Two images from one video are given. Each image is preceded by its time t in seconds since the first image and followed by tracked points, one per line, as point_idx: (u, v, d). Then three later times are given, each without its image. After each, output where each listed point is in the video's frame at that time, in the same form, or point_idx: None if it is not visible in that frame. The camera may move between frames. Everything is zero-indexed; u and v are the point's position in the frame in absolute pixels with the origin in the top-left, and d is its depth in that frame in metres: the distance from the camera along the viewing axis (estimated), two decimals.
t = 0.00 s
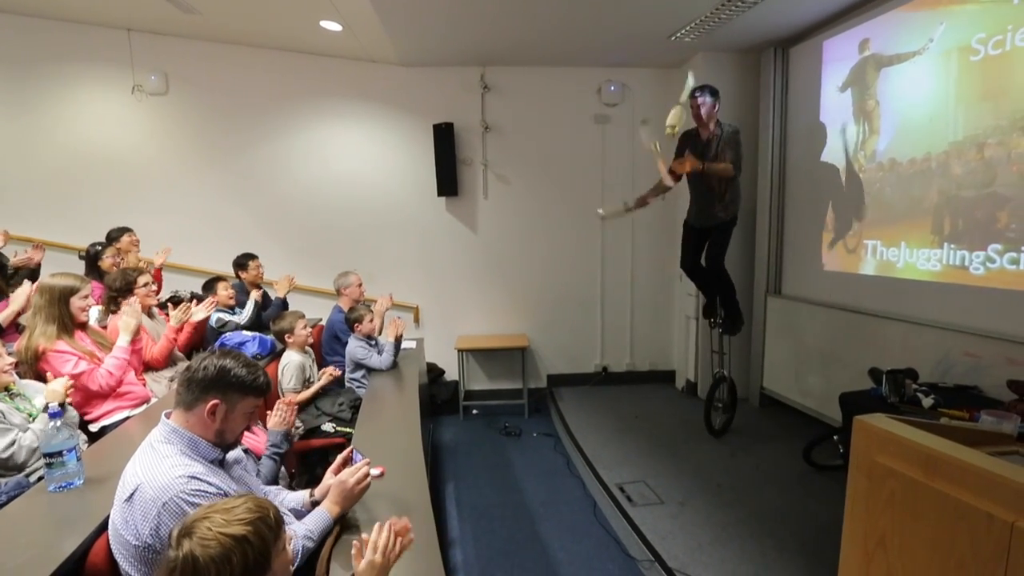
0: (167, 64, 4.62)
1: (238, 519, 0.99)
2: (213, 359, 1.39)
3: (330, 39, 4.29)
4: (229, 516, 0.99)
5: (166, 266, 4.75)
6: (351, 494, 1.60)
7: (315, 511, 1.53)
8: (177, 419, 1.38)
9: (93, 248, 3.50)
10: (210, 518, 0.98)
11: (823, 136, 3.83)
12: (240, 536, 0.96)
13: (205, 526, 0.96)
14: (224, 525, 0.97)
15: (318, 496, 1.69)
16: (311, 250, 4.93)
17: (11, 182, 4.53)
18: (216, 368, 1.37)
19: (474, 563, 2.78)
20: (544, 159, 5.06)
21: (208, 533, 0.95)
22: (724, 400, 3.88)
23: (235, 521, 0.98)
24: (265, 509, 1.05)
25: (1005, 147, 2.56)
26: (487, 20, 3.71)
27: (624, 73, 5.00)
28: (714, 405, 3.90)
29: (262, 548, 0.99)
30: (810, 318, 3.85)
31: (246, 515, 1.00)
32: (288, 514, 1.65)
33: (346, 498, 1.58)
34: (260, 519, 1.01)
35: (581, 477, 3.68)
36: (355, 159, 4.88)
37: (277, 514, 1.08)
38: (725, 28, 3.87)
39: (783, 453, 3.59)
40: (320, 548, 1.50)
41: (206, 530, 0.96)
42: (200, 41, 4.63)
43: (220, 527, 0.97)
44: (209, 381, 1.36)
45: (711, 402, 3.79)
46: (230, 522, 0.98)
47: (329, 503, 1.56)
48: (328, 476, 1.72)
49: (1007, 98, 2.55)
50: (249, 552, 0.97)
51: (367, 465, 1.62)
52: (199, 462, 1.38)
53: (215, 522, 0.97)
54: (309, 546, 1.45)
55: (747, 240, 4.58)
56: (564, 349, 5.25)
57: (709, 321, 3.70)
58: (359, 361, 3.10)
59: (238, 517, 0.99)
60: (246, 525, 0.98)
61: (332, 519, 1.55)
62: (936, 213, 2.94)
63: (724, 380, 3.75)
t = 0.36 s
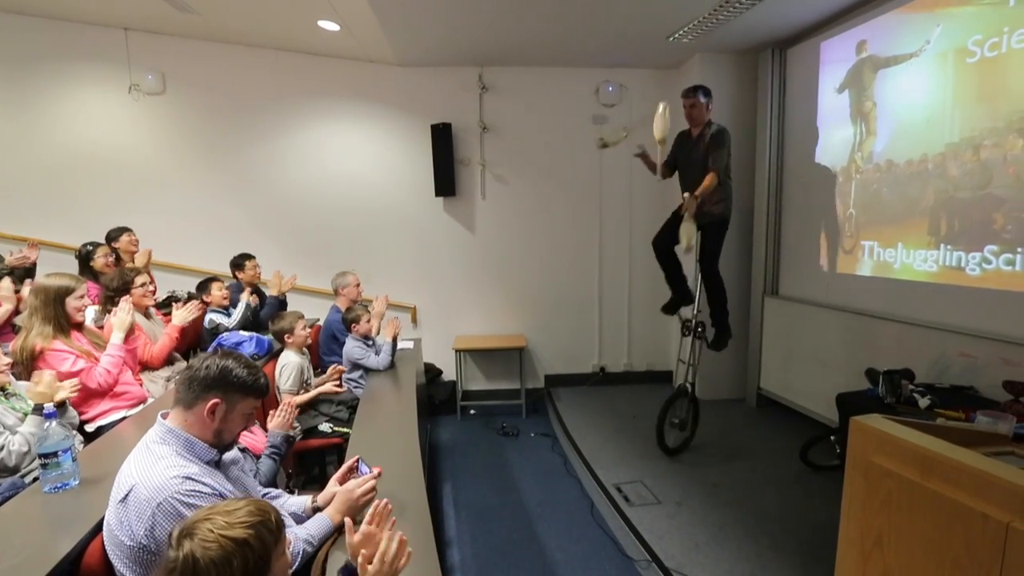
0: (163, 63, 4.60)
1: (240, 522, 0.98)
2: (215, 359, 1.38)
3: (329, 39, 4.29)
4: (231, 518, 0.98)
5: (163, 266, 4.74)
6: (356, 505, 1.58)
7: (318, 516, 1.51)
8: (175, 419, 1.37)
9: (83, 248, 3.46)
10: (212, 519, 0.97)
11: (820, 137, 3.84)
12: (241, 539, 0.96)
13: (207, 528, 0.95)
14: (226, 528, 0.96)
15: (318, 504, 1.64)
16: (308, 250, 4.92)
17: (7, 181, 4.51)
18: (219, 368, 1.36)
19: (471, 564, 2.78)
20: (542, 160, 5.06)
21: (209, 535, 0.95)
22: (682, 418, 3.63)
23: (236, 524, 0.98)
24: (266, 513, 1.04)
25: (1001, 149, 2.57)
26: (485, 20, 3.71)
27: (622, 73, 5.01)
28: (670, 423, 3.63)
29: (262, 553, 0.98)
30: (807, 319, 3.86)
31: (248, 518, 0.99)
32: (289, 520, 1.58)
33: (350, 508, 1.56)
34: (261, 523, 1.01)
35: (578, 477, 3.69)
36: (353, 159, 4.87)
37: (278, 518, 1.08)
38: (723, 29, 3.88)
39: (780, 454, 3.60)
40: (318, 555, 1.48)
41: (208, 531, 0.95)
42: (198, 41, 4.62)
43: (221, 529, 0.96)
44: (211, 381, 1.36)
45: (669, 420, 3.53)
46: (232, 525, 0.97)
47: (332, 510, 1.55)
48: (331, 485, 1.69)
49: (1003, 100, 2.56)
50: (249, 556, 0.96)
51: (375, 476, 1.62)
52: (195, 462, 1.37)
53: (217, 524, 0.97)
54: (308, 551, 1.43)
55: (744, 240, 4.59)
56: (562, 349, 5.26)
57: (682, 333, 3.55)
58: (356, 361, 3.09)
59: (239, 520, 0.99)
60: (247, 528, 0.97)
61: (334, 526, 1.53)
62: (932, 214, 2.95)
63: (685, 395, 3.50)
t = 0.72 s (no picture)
0: (165, 63, 4.61)
1: (245, 513, 0.98)
2: (224, 363, 1.38)
3: (329, 39, 4.29)
4: (236, 510, 0.98)
5: (164, 265, 4.75)
6: (360, 509, 1.57)
7: (321, 517, 1.50)
8: (178, 419, 1.37)
9: (82, 248, 3.45)
10: (217, 511, 0.97)
11: (821, 137, 3.83)
12: (247, 529, 0.96)
13: (213, 518, 0.95)
14: (231, 518, 0.96)
15: (321, 503, 1.63)
16: (309, 250, 4.93)
17: (9, 180, 4.52)
18: (226, 371, 1.36)
19: (472, 564, 2.78)
20: (543, 160, 5.06)
21: (215, 525, 0.94)
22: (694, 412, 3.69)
23: (242, 515, 0.98)
24: (269, 506, 1.04)
25: (1002, 149, 2.57)
26: (486, 20, 3.70)
27: (623, 74, 5.01)
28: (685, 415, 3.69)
29: (267, 544, 0.99)
30: (807, 319, 3.86)
31: (253, 510, 0.99)
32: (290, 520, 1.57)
33: (353, 513, 1.55)
34: (265, 515, 1.01)
35: (579, 477, 3.69)
36: (354, 159, 4.87)
37: (280, 513, 1.08)
38: (724, 30, 3.88)
39: (780, 454, 3.59)
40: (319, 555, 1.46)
41: (214, 522, 0.95)
42: (200, 40, 4.63)
43: (226, 520, 0.96)
44: (218, 385, 1.35)
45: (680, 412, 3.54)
46: (238, 515, 0.97)
47: (335, 512, 1.54)
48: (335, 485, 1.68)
49: (1004, 101, 2.55)
50: (254, 547, 0.96)
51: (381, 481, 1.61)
52: (196, 462, 1.37)
53: (223, 514, 0.97)
54: (311, 550, 1.42)
55: (745, 241, 4.58)
56: (563, 349, 5.26)
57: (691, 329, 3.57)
58: (357, 361, 3.09)
59: (244, 511, 0.99)
60: (252, 519, 0.98)
61: (337, 529, 1.51)
62: (933, 214, 2.95)
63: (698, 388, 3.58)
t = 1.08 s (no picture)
0: (173, 62, 4.63)
1: (255, 505, 0.99)
2: (238, 363, 1.39)
3: (336, 37, 4.29)
4: (246, 502, 0.99)
5: (174, 263, 4.78)
6: (370, 506, 1.57)
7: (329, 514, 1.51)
8: (190, 416, 1.38)
9: (97, 245, 3.51)
10: (228, 504, 0.98)
11: (831, 135, 3.80)
12: (257, 519, 0.97)
13: (224, 511, 0.97)
14: (242, 510, 0.98)
15: (330, 499, 1.64)
16: (317, 248, 4.95)
17: (22, 179, 4.56)
18: (239, 371, 1.37)
19: (479, 561, 2.79)
20: (550, 157, 5.06)
21: (226, 517, 0.96)
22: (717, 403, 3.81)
23: (252, 507, 0.99)
24: (279, 499, 1.05)
25: (1014, 147, 2.54)
26: (493, 18, 3.70)
27: (630, 71, 4.99)
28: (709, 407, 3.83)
29: (277, 536, 1.00)
30: (816, 318, 3.83)
31: (263, 502, 1.00)
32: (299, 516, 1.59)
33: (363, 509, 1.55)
34: (275, 507, 1.02)
35: (586, 475, 3.69)
36: (361, 157, 4.89)
37: (290, 506, 1.08)
38: (732, 27, 3.85)
39: (789, 453, 3.58)
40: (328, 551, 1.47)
41: (225, 515, 0.96)
42: (207, 39, 4.65)
43: (237, 513, 0.97)
44: (230, 385, 1.36)
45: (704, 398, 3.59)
46: (248, 507, 0.98)
47: (345, 508, 1.54)
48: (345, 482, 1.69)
49: (1016, 98, 2.53)
50: (265, 538, 0.97)
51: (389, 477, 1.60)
52: (207, 458, 1.37)
53: (233, 507, 0.98)
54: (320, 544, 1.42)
55: (753, 239, 4.56)
56: (570, 347, 5.26)
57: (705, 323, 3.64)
58: (364, 358, 3.11)
59: (254, 502, 1.00)
60: (262, 511, 0.99)
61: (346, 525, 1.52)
62: (944, 212, 2.92)
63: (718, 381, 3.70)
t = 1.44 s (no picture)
0: (193, 61, 4.69)
1: (294, 494, 1.01)
2: (261, 356, 1.40)
3: (352, 34, 4.32)
4: (286, 489, 1.01)
5: (195, 260, 4.86)
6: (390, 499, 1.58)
7: (351, 508, 1.51)
8: (214, 409, 1.40)
9: (121, 243, 3.56)
10: (269, 488, 1.00)
11: (852, 128, 3.74)
12: (295, 508, 0.99)
13: (265, 495, 0.99)
14: (282, 495, 0.99)
15: (350, 494, 1.65)
16: (334, 244, 4.99)
17: (48, 177, 4.66)
18: (262, 365, 1.39)
19: (495, 557, 2.80)
20: (566, 153, 5.04)
21: (267, 501, 0.98)
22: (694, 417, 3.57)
23: (291, 495, 1.01)
24: (314, 493, 1.07)
25: None
26: (509, 14, 3.69)
27: (647, 66, 4.95)
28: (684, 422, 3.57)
29: (309, 527, 1.01)
30: (836, 315, 3.78)
31: (301, 493, 1.02)
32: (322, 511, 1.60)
33: (382, 504, 1.55)
34: (312, 500, 1.03)
35: (602, 471, 3.68)
36: (377, 154, 4.91)
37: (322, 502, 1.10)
38: (751, 20, 3.80)
39: (808, 452, 3.54)
40: (350, 545, 1.49)
41: (265, 498, 0.98)
42: (226, 38, 4.70)
43: (277, 498, 0.99)
44: (253, 378, 1.38)
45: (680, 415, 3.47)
46: (287, 494, 1.00)
47: (365, 502, 1.55)
48: (364, 477, 1.70)
49: None
50: (299, 528, 0.99)
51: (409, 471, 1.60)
52: (231, 450, 1.39)
53: (274, 492, 1.00)
54: (341, 539, 1.45)
55: (772, 235, 4.51)
56: (586, 343, 5.24)
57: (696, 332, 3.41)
58: (382, 354, 3.13)
59: (293, 491, 1.02)
60: (300, 501, 1.00)
61: (367, 518, 1.53)
62: (970, 207, 2.86)
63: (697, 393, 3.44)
